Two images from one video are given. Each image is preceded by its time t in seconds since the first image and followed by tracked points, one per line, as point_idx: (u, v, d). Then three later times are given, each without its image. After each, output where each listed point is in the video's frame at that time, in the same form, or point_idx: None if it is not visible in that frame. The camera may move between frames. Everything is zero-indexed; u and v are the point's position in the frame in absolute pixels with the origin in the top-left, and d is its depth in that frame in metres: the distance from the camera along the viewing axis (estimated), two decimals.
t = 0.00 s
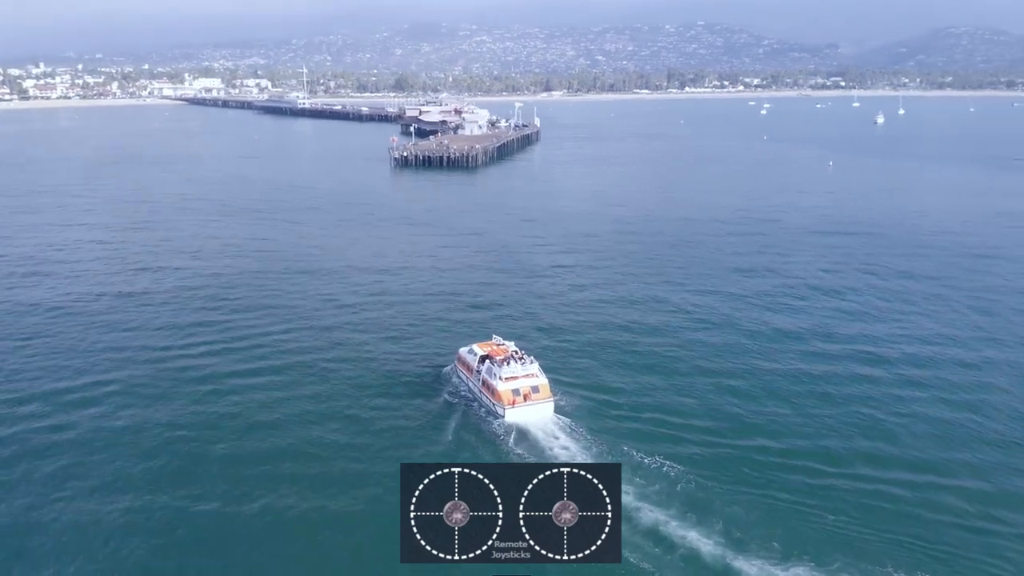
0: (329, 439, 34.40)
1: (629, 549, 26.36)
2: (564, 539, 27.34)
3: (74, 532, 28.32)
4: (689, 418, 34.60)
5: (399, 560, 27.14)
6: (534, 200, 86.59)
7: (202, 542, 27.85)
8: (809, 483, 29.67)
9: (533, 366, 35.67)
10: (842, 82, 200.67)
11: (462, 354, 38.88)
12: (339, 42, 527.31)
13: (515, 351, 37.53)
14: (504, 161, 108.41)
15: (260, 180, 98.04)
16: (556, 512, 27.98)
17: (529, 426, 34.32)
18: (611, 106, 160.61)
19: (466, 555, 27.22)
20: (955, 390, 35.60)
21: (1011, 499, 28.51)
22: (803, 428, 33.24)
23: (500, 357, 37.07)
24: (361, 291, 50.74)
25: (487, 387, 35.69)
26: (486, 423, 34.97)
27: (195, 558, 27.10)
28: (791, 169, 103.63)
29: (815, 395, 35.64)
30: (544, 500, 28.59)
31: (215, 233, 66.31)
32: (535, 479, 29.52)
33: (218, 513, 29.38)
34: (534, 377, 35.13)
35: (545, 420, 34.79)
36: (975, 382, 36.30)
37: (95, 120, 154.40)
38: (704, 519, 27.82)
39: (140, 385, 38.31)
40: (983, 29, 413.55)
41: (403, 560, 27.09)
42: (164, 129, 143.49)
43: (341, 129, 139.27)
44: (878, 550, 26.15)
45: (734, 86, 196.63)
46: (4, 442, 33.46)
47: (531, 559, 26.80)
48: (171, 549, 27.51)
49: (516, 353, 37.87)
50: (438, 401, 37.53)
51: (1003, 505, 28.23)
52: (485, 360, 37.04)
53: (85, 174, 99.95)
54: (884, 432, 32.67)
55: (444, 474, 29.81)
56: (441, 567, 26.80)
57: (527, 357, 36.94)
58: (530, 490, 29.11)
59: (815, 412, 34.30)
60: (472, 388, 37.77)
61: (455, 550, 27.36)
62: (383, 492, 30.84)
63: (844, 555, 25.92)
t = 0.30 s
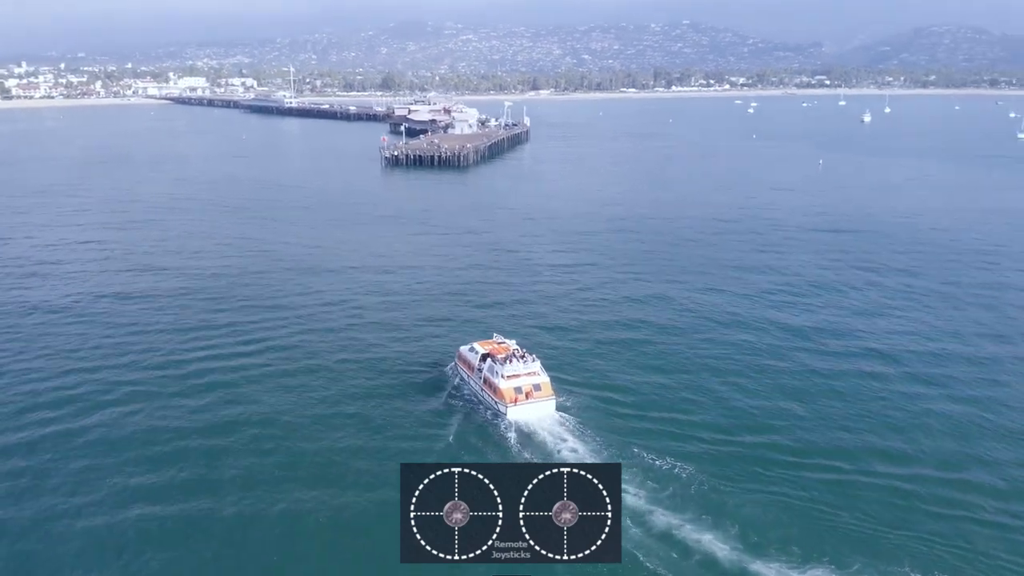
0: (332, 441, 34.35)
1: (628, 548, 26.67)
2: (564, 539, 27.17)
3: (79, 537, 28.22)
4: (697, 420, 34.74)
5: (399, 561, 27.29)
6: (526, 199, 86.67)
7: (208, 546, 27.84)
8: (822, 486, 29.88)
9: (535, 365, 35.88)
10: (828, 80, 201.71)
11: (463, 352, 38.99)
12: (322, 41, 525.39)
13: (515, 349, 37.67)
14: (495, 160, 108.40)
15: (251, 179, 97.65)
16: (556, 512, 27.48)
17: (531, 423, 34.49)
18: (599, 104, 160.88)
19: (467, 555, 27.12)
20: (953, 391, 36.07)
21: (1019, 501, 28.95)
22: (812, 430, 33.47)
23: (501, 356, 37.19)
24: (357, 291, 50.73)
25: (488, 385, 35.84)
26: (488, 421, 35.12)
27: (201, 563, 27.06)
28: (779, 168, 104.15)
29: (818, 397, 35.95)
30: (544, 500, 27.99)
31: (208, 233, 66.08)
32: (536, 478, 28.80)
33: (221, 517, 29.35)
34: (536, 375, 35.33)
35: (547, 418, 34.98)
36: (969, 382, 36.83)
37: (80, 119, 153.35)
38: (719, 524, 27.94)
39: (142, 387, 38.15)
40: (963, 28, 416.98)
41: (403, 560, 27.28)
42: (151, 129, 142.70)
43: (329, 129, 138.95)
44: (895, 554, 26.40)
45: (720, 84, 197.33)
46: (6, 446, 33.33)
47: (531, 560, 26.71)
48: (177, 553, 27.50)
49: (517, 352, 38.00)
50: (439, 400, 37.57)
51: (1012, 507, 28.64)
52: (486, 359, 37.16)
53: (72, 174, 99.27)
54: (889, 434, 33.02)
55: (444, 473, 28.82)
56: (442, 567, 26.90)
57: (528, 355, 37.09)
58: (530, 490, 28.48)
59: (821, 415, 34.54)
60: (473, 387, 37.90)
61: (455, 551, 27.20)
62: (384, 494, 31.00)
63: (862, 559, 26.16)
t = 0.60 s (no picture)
0: (333, 441, 34.11)
1: (628, 548, 26.48)
2: (564, 539, 27.10)
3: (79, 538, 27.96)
4: (705, 420, 34.64)
5: (399, 561, 27.28)
6: (515, 198, 86.65)
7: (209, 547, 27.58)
8: (833, 487, 29.81)
9: (534, 363, 35.95)
10: (810, 79, 202.73)
11: (462, 351, 38.93)
12: (302, 41, 522.98)
13: (514, 346, 37.67)
14: (484, 160, 108.26)
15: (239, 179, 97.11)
16: (556, 511, 27.69)
17: (532, 421, 34.61)
18: (584, 104, 161.06)
19: (466, 555, 27.24)
20: (951, 387, 36.22)
21: None
22: (819, 430, 33.43)
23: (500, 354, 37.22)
24: (352, 291, 50.59)
25: (488, 384, 35.91)
26: (489, 419, 35.20)
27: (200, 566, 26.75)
28: (765, 168, 104.60)
29: (822, 395, 36.01)
30: (544, 500, 28.27)
31: (198, 233, 65.70)
32: (536, 478, 29.16)
33: (218, 518, 29.11)
34: (535, 373, 35.46)
35: (547, 416, 35.12)
36: (966, 378, 37.03)
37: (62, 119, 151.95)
38: (731, 526, 27.80)
39: (140, 389, 37.86)
40: (942, 27, 419.90)
41: (403, 560, 27.27)
42: (135, 129, 141.62)
43: (315, 128, 138.34)
44: (910, 554, 26.38)
45: (704, 84, 197.87)
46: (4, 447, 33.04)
47: (531, 560, 26.71)
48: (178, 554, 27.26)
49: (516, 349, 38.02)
50: (438, 398, 37.53)
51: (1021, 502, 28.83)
52: (485, 357, 37.18)
53: (57, 174, 98.39)
54: (894, 431, 33.07)
55: (444, 474, 29.20)
56: (442, 567, 26.97)
57: (527, 353, 37.16)
58: (530, 489, 28.79)
59: (826, 414, 34.55)
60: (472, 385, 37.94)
61: (455, 550, 27.33)
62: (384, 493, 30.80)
63: (878, 559, 26.11)
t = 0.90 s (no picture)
0: (334, 444, 33.78)
1: (628, 549, 26.38)
2: (564, 539, 27.14)
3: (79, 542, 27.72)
4: (712, 422, 34.45)
5: (398, 561, 27.12)
6: (504, 198, 86.62)
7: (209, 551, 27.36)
8: (845, 487, 29.63)
9: (534, 361, 35.95)
10: (792, 79, 203.79)
11: (460, 350, 38.76)
12: (282, 41, 520.66)
13: (514, 345, 37.60)
14: (472, 160, 108.16)
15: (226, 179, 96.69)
16: (556, 512, 27.67)
17: (532, 420, 34.61)
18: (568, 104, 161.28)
19: (467, 555, 27.08)
20: (954, 385, 36.27)
21: None
22: (827, 430, 33.30)
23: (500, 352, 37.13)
24: (346, 292, 50.44)
25: (488, 383, 35.85)
26: (489, 418, 35.16)
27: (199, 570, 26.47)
28: (751, 167, 105.05)
29: (827, 394, 35.95)
30: (544, 500, 28.25)
31: (188, 233, 65.36)
32: (536, 478, 29.18)
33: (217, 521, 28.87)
34: (535, 372, 35.45)
35: (547, 414, 35.11)
36: (968, 376, 37.07)
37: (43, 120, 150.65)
38: (743, 527, 27.54)
39: (136, 391, 37.53)
40: (920, 27, 423.03)
41: (403, 560, 27.10)
42: (118, 129, 140.70)
43: (300, 128, 137.81)
44: (926, 553, 26.18)
45: (687, 83, 198.50)
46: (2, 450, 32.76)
47: (531, 560, 26.69)
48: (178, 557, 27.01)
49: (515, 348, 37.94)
50: (438, 397, 37.44)
51: None
52: (485, 355, 37.10)
53: (42, 175, 97.59)
54: (901, 431, 32.97)
55: (444, 473, 29.18)
56: (442, 567, 26.78)
57: (526, 352, 37.07)
58: (530, 489, 28.79)
59: (833, 413, 34.44)
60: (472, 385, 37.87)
61: (454, 551, 27.17)
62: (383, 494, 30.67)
63: (895, 559, 25.90)
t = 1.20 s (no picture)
0: (336, 445, 33.57)
1: (628, 549, 26.30)
2: (564, 539, 27.07)
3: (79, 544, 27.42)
4: (719, 425, 34.12)
5: (399, 561, 26.93)
6: (493, 199, 86.47)
7: (208, 556, 26.96)
8: (856, 489, 29.33)
9: (534, 362, 35.82)
10: (775, 80, 204.78)
11: (460, 350, 38.62)
12: (262, 41, 518.15)
13: (513, 346, 37.46)
14: (460, 161, 108.04)
15: (213, 180, 96.23)
16: (556, 512, 27.68)
17: (533, 420, 34.46)
18: (553, 105, 161.39)
19: (467, 555, 27.02)
20: (956, 387, 36.18)
21: None
22: (835, 433, 33.04)
23: (499, 353, 36.93)
24: (341, 293, 50.30)
25: (488, 384, 35.69)
26: (489, 419, 35.01)
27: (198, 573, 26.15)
28: (738, 168, 105.29)
29: (831, 396, 35.77)
30: (544, 501, 28.29)
31: (178, 234, 64.95)
32: (535, 479, 29.22)
33: (216, 523, 28.55)
34: (534, 372, 35.33)
35: (547, 414, 34.96)
36: (969, 377, 37.00)
37: (25, 120, 149.31)
38: (758, 531, 27.14)
39: (130, 394, 37.11)
40: (900, 28, 425.98)
41: (403, 560, 26.91)
42: (99, 130, 139.62)
43: (285, 129, 137.21)
44: (942, 556, 25.92)
45: (671, 84, 199.11)
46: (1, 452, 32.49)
47: (531, 560, 26.54)
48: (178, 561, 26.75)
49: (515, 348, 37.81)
50: (437, 398, 37.33)
51: None
52: (484, 356, 36.92)
53: (26, 176, 96.76)
54: (908, 434, 32.73)
55: (444, 474, 29.23)
56: (442, 567, 26.60)
57: (526, 352, 36.95)
58: (529, 490, 28.82)
59: (839, 416, 34.20)
60: (471, 385, 37.71)
61: (455, 550, 27.11)
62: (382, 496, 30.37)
63: (912, 561, 25.61)
